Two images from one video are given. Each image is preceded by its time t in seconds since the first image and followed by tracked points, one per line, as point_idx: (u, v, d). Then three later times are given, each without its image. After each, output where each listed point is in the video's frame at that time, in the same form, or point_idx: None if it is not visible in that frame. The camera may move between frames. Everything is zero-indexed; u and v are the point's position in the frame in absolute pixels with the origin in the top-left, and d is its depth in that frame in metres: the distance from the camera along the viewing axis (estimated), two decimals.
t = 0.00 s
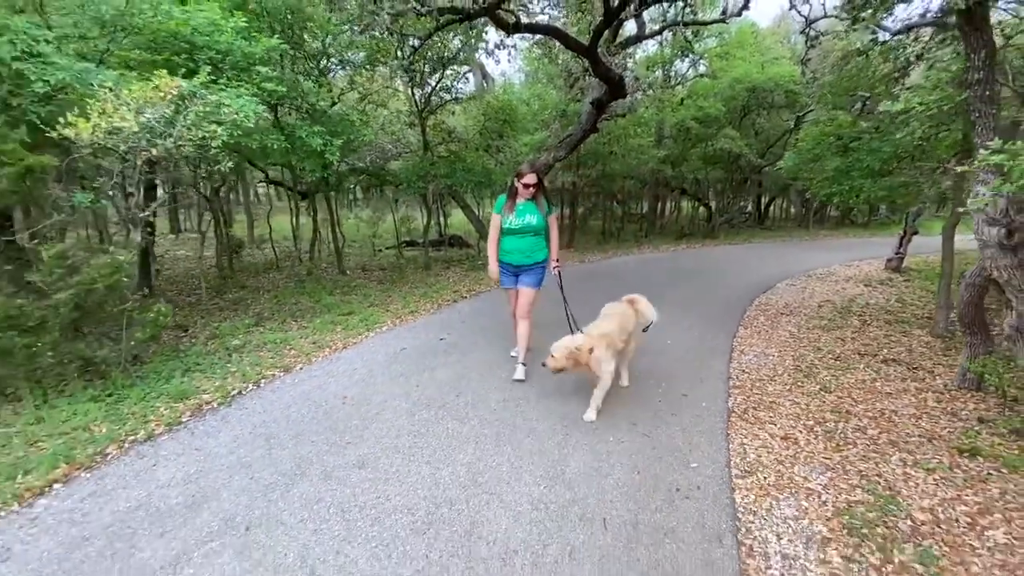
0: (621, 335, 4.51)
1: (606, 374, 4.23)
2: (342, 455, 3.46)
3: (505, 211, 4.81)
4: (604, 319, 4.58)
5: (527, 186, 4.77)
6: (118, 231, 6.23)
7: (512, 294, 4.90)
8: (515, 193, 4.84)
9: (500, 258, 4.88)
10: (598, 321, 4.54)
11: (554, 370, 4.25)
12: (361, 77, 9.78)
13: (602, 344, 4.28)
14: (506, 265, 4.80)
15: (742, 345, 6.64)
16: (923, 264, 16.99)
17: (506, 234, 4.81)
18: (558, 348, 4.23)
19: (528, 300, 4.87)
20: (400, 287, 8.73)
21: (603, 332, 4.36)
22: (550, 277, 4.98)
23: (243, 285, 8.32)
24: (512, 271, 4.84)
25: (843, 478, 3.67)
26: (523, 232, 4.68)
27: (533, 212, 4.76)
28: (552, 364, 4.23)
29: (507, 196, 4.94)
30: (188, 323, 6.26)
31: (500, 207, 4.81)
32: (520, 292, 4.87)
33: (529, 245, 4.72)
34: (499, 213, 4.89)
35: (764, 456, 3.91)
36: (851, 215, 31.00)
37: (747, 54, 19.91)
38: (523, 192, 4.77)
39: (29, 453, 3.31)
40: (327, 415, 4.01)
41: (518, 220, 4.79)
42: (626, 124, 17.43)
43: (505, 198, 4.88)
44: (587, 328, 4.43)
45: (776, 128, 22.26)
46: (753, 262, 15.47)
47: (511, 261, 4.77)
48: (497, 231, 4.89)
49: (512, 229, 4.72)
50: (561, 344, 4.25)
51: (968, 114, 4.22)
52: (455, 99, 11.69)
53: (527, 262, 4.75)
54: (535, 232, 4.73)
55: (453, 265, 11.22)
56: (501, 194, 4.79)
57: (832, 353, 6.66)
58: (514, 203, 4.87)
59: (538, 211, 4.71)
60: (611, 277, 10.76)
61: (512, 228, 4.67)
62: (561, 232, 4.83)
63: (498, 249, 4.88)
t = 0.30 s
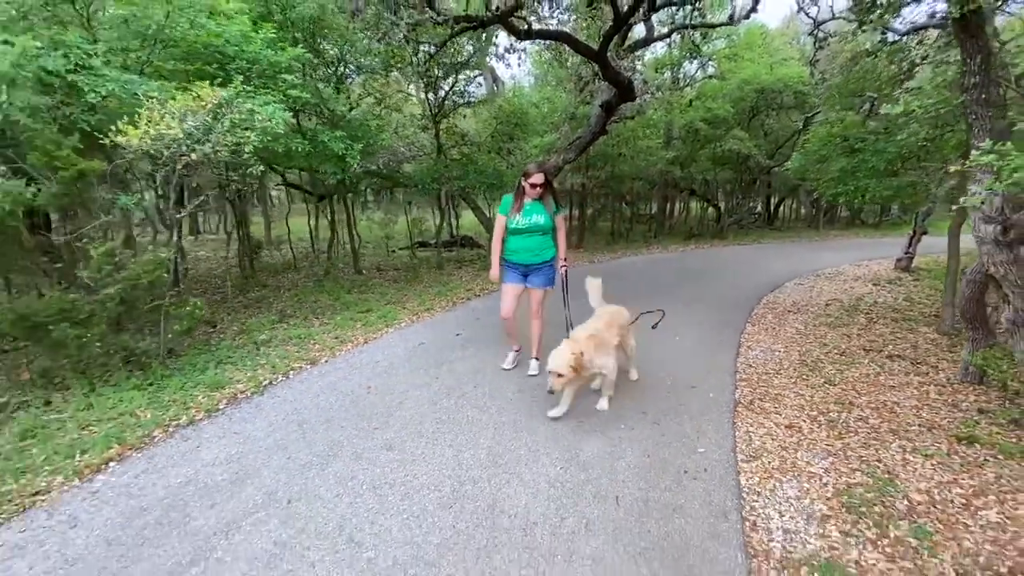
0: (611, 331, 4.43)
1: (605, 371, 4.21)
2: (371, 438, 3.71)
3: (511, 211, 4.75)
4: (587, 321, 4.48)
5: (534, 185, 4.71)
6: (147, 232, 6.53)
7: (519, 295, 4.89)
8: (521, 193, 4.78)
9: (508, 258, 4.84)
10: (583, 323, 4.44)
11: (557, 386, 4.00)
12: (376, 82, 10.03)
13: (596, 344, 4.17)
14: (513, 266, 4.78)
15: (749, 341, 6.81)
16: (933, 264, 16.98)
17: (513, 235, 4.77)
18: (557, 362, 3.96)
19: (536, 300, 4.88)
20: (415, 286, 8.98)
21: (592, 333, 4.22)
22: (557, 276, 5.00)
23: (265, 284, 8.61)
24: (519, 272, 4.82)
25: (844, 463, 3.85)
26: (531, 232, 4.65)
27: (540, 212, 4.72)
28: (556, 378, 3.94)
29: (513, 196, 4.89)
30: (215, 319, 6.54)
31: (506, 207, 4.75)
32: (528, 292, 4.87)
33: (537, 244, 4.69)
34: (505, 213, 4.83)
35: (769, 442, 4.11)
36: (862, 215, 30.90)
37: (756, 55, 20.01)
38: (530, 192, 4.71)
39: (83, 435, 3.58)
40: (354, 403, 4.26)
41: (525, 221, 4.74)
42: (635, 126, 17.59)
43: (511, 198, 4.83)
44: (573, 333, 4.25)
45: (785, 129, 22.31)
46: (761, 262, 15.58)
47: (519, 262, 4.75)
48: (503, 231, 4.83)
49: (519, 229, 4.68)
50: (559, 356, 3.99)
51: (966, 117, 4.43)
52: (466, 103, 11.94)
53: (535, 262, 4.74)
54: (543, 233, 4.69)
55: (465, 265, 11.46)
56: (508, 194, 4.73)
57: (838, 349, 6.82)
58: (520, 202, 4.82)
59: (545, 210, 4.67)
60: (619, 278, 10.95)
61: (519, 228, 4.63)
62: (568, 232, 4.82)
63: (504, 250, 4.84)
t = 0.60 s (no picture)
0: (608, 334, 4.43)
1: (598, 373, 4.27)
2: (401, 424, 3.96)
3: (513, 216, 4.69)
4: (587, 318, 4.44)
5: (535, 190, 4.65)
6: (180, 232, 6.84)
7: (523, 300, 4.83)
8: (522, 198, 4.72)
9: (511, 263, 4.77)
10: (583, 321, 4.40)
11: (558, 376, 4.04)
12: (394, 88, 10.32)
13: (596, 345, 4.21)
14: (516, 272, 4.70)
15: (758, 337, 7.00)
16: (946, 263, 16.93)
17: (515, 240, 4.70)
18: (562, 354, 3.98)
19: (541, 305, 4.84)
20: (432, 285, 9.22)
21: (594, 332, 4.26)
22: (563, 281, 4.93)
23: (288, 283, 8.90)
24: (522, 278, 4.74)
25: (847, 448, 4.05)
26: (534, 237, 4.59)
27: (542, 216, 4.65)
28: (561, 369, 3.97)
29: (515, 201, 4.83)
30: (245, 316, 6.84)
31: (507, 212, 4.70)
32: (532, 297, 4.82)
33: (540, 249, 4.63)
34: (507, 219, 4.78)
35: (776, 430, 4.32)
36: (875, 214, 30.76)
37: (765, 56, 20.09)
38: (531, 196, 4.65)
39: (135, 420, 3.86)
40: (383, 392, 4.53)
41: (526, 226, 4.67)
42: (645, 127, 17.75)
43: (512, 204, 4.77)
44: (575, 328, 4.26)
45: (796, 129, 22.33)
46: (771, 261, 15.66)
47: (522, 267, 4.67)
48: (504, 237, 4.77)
49: (522, 235, 4.63)
50: (564, 348, 4.02)
51: (967, 120, 4.60)
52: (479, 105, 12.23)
53: (539, 267, 4.68)
54: (546, 237, 4.64)
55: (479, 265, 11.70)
56: (509, 199, 4.67)
57: (846, 344, 6.98)
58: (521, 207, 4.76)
59: (547, 214, 4.61)
60: (630, 277, 11.13)
61: (521, 233, 4.56)
62: (570, 235, 4.76)
63: (506, 256, 4.77)
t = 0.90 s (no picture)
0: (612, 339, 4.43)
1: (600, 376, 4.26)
2: (417, 410, 4.20)
3: (504, 213, 4.48)
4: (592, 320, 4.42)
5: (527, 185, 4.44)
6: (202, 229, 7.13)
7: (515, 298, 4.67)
8: (513, 192, 4.51)
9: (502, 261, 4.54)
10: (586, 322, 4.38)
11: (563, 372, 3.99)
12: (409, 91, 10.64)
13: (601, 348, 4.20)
14: (509, 270, 4.52)
15: (760, 334, 7.20)
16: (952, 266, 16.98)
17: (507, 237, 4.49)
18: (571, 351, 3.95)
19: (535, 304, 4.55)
20: (442, 282, 9.48)
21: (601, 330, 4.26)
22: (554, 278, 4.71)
23: (303, 280, 9.19)
24: (515, 276, 4.53)
25: (841, 438, 4.26)
26: (528, 235, 4.43)
27: (535, 213, 4.48)
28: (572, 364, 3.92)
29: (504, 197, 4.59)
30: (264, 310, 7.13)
31: (499, 208, 4.46)
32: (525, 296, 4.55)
33: (534, 247, 4.47)
34: (497, 215, 4.53)
35: (774, 420, 4.52)
36: (882, 217, 30.76)
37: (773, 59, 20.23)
38: (523, 191, 4.43)
39: (169, 403, 4.13)
40: (399, 381, 4.77)
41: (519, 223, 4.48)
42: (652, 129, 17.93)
43: (503, 199, 4.53)
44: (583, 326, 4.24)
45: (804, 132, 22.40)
46: (777, 263, 15.79)
47: (515, 264, 4.48)
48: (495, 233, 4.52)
49: (515, 232, 4.46)
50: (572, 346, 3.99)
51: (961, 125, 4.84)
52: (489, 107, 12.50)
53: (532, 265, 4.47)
54: (539, 234, 4.47)
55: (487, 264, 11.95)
56: (501, 195, 4.45)
57: (846, 342, 7.16)
58: (512, 202, 4.53)
59: (541, 210, 4.44)
60: (637, 277, 11.33)
61: (515, 231, 4.38)
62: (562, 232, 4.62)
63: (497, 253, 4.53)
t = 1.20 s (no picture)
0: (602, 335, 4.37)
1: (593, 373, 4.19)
2: (425, 398, 4.40)
3: (500, 216, 4.31)
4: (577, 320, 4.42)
5: (524, 188, 4.29)
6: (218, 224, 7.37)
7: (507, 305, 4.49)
8: (509, 195, 4.35)
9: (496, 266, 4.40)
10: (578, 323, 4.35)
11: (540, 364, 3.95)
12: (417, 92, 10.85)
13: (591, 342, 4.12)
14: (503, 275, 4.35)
15: (758, 332, 7.38)
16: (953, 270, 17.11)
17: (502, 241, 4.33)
18: (551, 344, 3.90)
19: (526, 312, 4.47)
20: (449, 280, 9.70)
21: (593, 333, 4.23)
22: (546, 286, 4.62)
23: (314, 276, 9.45)
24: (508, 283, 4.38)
25: (831, 429, 4.46)
26: (525, 239, 4.28)
27: (532, 217, 4.34)
28: (547, 357, 3.88)
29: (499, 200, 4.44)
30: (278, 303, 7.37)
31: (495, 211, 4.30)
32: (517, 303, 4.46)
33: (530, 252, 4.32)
34: (492, 218, 4.37)
35: (768, 412, 4.73)
36: (887, 220, 30.82)
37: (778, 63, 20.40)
38: (520, 195, 4.29)
39: (192, 388, 4.36)
40: (408, 372, 4.98)
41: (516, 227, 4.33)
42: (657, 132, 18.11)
43: (499, 202, 4.38)
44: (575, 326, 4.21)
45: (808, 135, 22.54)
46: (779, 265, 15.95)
47: (509, 269, 4.34)
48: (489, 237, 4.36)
49: (512, 236, 4.29)
50: (554, 339, 3.94)
51: (950, 130, 5.05)
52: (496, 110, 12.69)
53: (527, 271, 4.35)
54: (536, 239, 4.34)
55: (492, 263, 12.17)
56: (498, 198, 4.29)
57: (842, 341, 7.35)
58: (508, 206, 4.38)
59: (539, 215, 4.31)
60: (639, 277, 11.53)
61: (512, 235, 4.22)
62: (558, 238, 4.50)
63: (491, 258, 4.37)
